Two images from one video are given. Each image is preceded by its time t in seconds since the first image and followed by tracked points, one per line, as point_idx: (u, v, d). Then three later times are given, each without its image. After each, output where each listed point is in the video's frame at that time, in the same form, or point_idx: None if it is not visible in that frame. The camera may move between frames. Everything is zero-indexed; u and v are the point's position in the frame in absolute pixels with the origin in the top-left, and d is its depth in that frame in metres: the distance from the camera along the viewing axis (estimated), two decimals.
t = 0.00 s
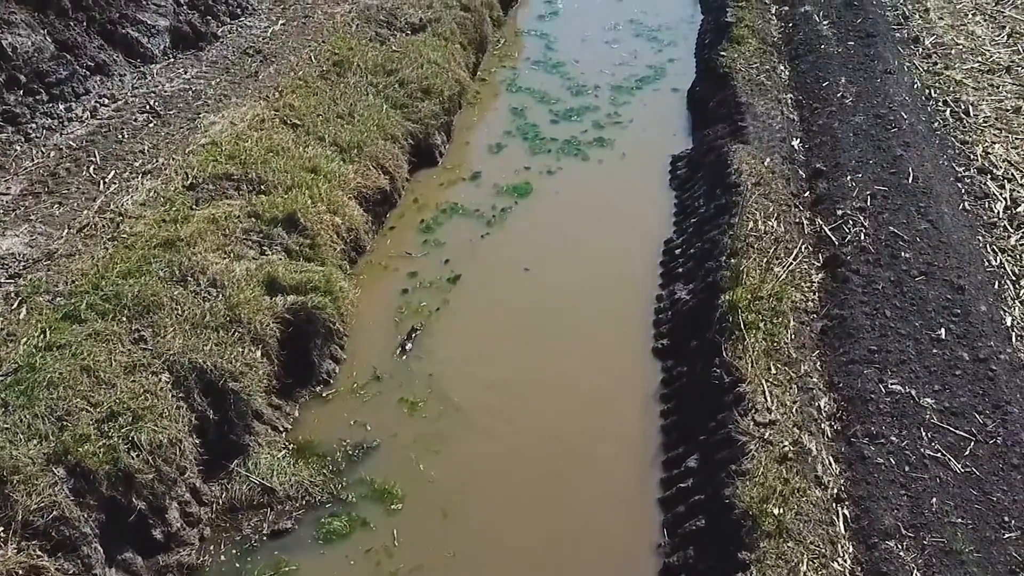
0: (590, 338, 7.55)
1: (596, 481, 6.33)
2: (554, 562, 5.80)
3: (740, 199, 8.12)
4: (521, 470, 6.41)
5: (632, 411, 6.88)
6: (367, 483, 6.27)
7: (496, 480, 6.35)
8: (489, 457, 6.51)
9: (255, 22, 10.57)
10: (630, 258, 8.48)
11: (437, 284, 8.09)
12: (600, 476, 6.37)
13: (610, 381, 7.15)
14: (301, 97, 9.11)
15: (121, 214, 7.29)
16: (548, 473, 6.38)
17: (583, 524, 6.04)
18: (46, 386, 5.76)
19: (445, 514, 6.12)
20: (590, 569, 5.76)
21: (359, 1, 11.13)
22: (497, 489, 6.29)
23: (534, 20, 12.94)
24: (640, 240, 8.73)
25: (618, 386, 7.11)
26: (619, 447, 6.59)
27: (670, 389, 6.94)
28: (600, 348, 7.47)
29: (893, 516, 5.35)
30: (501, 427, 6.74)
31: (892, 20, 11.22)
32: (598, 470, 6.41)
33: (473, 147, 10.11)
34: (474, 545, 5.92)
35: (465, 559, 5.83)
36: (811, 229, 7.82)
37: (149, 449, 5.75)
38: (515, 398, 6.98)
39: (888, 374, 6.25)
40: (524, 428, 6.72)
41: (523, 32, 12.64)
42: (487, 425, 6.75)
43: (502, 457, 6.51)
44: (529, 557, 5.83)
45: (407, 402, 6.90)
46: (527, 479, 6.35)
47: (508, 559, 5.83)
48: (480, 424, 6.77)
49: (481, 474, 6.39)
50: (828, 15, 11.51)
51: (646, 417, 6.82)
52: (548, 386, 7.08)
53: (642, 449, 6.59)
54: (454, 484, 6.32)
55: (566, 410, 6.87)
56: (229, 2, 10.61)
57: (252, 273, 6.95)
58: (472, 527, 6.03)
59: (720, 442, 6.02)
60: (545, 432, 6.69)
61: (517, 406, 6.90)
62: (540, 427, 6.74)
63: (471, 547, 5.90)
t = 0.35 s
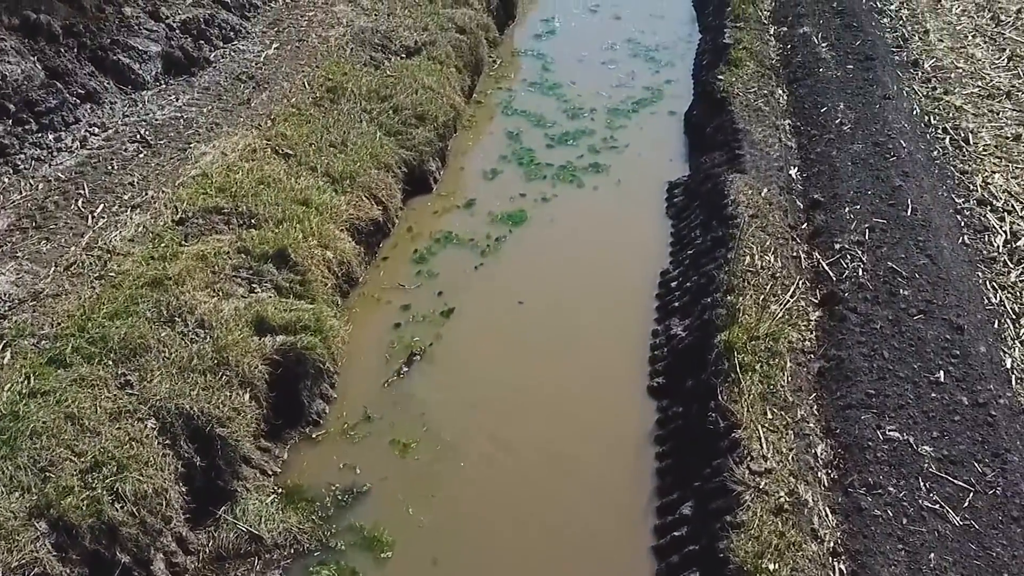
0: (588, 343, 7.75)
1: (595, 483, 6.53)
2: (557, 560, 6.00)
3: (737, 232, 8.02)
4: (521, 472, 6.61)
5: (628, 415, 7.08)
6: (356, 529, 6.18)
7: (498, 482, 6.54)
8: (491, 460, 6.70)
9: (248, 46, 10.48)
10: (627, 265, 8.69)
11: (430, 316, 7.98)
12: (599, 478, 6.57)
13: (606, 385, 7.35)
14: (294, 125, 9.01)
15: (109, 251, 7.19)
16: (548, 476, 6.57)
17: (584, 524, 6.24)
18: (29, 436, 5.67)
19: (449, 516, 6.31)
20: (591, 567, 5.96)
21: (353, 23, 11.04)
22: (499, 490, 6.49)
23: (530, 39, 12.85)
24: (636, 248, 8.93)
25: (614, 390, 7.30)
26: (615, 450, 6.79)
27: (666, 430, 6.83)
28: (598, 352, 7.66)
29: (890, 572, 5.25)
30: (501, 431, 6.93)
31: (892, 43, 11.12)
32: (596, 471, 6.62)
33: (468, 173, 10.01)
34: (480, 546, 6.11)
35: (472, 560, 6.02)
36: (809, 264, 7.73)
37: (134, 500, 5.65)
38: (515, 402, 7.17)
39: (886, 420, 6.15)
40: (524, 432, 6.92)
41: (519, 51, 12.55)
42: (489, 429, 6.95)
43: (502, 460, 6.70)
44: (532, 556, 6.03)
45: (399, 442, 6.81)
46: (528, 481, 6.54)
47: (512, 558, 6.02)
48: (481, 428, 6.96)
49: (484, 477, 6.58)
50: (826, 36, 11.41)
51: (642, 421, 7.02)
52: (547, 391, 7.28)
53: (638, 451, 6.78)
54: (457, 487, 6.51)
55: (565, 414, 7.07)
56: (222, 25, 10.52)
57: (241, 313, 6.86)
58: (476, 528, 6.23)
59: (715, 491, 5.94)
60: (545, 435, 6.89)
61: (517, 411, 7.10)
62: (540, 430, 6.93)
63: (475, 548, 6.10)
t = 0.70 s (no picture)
0: (586, 348, 7.94)
1: (595, 486, 6.71)
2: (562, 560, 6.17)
3: (733, 262, 7.91)
4: (523, 475, 6.78)
5: (624, 420, 7.27)
6: None
7: (500, 485, 6.71)
8: (493, 463, 6.87)
9: (239, 67, 10.37)
10: (624, 271, 8.86)
11: (422, 349, 7.83)
12: (599, 481, 6.75)
13: (603, 390, 7.54)
14: (285, 151, 8.90)
15: (95, 286, 7.09)
16: (547, 477, 6.75)
17: (586, 521, 6.44)
18: (10, 484, 5.56)
19: (453, 518, 6.47)
20: (594, 566, 6.14)
21: (346, 43, 10.93)
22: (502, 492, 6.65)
23: (526, 57, 12.73)
24: (633, 255, 9.11)
25: (611, 396, 7.49)
26: (613, 454, 6.98)
27: (660, 470, 6.72)
28: (596, 358, 7.84)
29: None
30: (502, 433, 7.12)
31: (890, 63, 11.01)
32: (595, 474, 6.80)
33: (462, 197, 9.87)
34: (486, 545, 6.28)
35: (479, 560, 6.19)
36: (806, 296, 7.61)
37: (117, 549, 5.53)
38: (516, 406, 7.35)
39: (884, 464, 6.05)
40: (525, 436, 7.10)
41: (515, 69, 12.44)
42: (490, 434, 7.12)
43: (503, 462, 6.88)
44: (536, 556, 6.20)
45: (390, 482, 6.70)
46: (529, 481, 6.73)
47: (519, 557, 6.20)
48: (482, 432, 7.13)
49: (487, 480, 6.75)
50: (824, 56, 11.30)
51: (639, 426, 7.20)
52: (545, 396, 7.46)
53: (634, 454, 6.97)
54: (460, 489, 6.68)
55: (564, 419, 7.25)
56: (213, 47, 10.41)
57: (228, 351, 6.76)
58: (482, 528, 6.40)
59: (709, 538, 5.85)
60: (545, 439, 7.07)
61: (518, 415, 7.28)
62: (540, 434, 7.11)
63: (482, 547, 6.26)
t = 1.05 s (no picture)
0: (584, 349, 8.07)
1: (592, 487, 6.85)
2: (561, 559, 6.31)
3: (729, 291, 7.79)
4: (521, 476, 6.92)
5: (621, 421, 7.40)
6: None
7: (500, 485, 6.85)
8: (492, 463, 7.01)
9: (229, 87, 10.22)
10: (622, 271, 9.02)
11: (412, 380, 7.67)
12: (596, 482, 6.89)
13: (601, 391, 7.67)
14: (274, 175, 8.75)
15: (79, 320, 6.95)
16: (544, 473, 6.94)
17: (583, 514, 6.64)
18: None
19: (453, 520, 6.59)
20: (590, 562, 6.31)
21: (338, 61, 10.80)
22: (501, 493, 6.79)
23: (520, 73, 12.60)
24: (629, 262, 9.15)
25: (609, 397, 7.61)
26: (610, 455, 7.10)
27: (655, 508, 6.58)
28: (594, 360, 7.97)
29: None
30: (500, 430, 7.29)
31: (888, 81, 10.89)
32: (592, 475, 6.94)
33: (455, 220, 9.71)
34: (485, 545, 6.41)
35: (479, 560, 6.32)
36: (803, 327, 7.49)
37: None
38: (514, 408, 7.48)
39: (883, 506, 5.94)
40: (523, 437, 7.24)
41: (509, 85, 12.31)
42: (488, 435, 7.25)
43: (501, 463, 7.02)
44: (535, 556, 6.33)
45: (380, 521, 6.55)
46: (525, 477, 6.91)
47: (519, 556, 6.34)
48: (480, 434, 7.26)
49: (487, 480, 6.88)
50: (821, 73, 11.18)
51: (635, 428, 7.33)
52: (544, 397, 7.59)
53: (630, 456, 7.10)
54: (460, 491, 6.81)
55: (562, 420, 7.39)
56: (202, 67, 10.27)
57: (214, 389, 6.64)
58: (482, 528, 6.53)
59: None
60: (543, 440, 7.20)
61: (516, 416, 7.41)
62: (537, 434, 7.26)
63: (482, 547, 6.40)
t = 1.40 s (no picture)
0: (582, 351, 8.16)
1: (589, 486, 6.95)
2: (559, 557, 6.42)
3: (726, 319, 7.65)
4: (519, 476, 7.02)
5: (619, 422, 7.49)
6: None
7: (499, 486, 6.94)
8: (491, 464, 7.11)
9: (217, 107, 10.04)
10: (622, 276, 9.11)
11: (403, 411, 7.50)
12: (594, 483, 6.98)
13: (599, 392, 7.76)
14: (262, 199, 8.59)
15: (61, 354, 6.79)
16: (541, 473, 7.04)
17: (578, 514, 6.73)
18: None
19: (453, 520, 6.68)
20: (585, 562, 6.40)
21: (328, 80, 10.63)
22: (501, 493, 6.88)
23: (513, 88, 12.44)
24: (628, 271, 9.19)
25: (606, 399, 7.70)
26: (608, 456, 7.20)
27: (651, 547, 6.42)
28: (591, 362, 8.05)
29: None
30: (500, 430, 7.39)
31: (886, 98, 10.75)
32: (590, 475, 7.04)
33: (447, 241, 9.52)
34: (485, 545, 6.51)
35: (478, 559, 6.41)
36: (802, 357, 7.35)
37: None
38: (513, 410, 7.57)
39: (884, 549, 5.82)
40: (522, 437, 7.33)
41: (502, 101, 12.15)
42: (487, 436, 7.34)
43: (500, 464, 7.11)
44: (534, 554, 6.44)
45: (370, 561, 6.38)
46: (523, 476, 7.01)
47: (518, 554, 6.44)
48: (479, 434, 7.35)
49: (486, 481, 6.98)
50: (818, 90, 11.04)
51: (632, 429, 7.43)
52: (542, 397, 7.69)
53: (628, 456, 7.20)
54: (460, 492, 6.90)
55: (560, 421, 7.48)
56: (190, 87, 10.09)
57: (198, 427, 6.49)
58: (481, 527, 6.63)
59: None
60: (542, 442, 7.29)
61: (515, 417, 7.50)
62: (536, 435, 7.35)
63: (483, 546, 6.49)
